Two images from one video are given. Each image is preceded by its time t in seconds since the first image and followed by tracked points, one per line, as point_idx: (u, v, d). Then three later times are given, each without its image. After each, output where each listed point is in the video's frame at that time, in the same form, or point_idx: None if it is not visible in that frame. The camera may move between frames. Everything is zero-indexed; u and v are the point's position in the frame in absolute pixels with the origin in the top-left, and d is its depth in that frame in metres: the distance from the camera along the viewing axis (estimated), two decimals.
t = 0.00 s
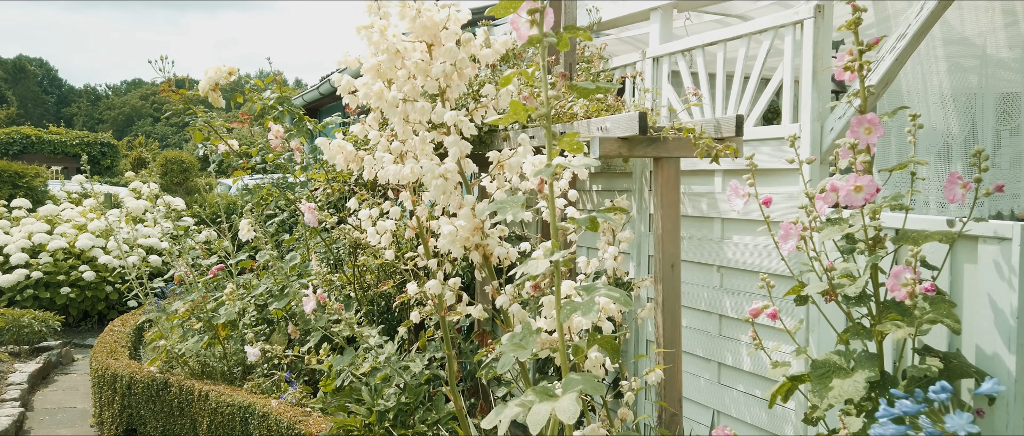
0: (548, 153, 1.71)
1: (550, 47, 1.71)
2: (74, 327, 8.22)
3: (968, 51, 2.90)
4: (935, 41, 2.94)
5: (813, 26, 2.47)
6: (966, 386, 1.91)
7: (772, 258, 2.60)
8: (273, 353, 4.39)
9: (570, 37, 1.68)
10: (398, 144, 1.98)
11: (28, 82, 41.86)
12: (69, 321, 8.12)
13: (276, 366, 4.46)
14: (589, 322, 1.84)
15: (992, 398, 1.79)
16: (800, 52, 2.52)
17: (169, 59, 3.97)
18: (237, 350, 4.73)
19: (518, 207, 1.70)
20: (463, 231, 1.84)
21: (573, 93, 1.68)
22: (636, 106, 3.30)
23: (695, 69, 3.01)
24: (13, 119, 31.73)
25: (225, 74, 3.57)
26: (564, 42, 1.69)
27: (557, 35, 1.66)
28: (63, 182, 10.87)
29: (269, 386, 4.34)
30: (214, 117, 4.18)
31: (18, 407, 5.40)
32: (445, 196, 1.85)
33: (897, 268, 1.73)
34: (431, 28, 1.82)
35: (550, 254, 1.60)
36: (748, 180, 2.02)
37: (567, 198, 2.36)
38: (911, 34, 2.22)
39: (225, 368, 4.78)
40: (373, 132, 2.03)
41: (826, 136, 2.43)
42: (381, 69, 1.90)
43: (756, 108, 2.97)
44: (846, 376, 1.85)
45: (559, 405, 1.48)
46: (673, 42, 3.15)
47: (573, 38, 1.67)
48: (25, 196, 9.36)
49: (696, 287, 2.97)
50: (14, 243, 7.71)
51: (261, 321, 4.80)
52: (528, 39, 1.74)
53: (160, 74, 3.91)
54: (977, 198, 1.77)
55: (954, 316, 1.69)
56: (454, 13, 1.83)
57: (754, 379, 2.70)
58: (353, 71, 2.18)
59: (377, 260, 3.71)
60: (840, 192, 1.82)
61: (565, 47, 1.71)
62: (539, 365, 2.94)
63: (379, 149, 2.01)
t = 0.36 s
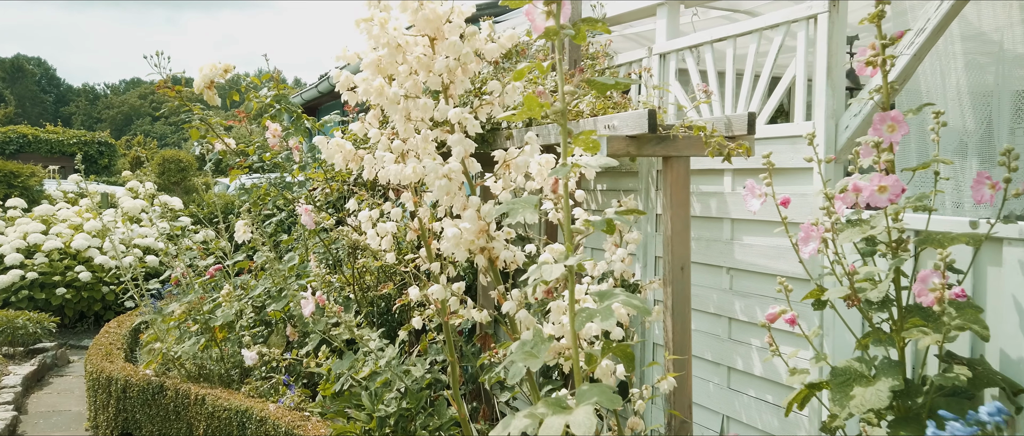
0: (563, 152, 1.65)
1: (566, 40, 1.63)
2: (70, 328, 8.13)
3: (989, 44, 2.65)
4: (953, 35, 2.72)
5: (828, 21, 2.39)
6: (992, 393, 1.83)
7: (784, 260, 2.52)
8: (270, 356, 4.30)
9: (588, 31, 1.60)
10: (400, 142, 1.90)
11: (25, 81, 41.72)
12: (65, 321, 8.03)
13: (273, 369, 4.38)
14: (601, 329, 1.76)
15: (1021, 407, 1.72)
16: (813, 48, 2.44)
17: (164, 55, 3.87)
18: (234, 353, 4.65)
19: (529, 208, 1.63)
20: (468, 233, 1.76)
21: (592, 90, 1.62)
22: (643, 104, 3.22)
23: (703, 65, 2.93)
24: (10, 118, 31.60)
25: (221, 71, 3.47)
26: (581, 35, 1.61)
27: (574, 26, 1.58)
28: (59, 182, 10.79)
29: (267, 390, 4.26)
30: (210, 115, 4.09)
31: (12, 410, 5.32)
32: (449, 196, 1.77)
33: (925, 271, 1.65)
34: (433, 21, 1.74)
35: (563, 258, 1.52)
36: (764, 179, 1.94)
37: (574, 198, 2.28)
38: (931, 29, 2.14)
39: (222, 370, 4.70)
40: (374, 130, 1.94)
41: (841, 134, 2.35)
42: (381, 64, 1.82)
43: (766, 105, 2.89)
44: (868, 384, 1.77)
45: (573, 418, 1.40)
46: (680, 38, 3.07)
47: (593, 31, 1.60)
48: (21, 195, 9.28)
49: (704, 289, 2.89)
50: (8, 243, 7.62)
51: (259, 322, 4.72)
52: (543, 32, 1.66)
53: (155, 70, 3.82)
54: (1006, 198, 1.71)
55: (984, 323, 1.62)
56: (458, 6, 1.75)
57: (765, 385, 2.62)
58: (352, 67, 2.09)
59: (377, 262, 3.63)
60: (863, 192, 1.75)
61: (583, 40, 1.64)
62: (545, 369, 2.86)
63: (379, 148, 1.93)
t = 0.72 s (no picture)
0: (582, 153, 1.62)
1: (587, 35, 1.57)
2: (67, 329, 8.05)
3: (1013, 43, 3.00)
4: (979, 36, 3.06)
5: (847, 17, 2.32)
6: None
7: (802, 263, 2.46)
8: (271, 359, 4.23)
9: (610, 25, 1.55)
10: (406, 142, 1.82)
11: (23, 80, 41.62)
12: (62, 323, 7.95)
13: (274, 373, 4.31)
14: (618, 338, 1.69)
15: None
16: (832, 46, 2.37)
17: (162, 54, 3.80)
18: (234, 356, 4.57)
19: (546, 212, 1.55)
20: (479, 237, 1.68)
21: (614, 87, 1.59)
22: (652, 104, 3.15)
23: (715, 63, 2.86)
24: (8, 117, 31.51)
25: (221, 69, 3.40)
26: (603, 29, 1.56)
27: (596, 20, 1.52)
28: (57, 182, 10.71)
29: (268, 394, 4.18)
30: (210, 114, 4.02)
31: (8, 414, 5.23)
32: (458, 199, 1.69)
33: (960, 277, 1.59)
34: (443, 16, 1.66)
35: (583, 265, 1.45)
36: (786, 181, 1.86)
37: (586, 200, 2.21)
38: (956, 25, 2.07)
39: (222, 373, 4.62)
40: (380, 130, 1.86)
41: (861, 134, 2.29)
42: (388, 61, 1.73)
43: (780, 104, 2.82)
44: (896, 394, 1.70)
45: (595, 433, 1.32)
46: (691, 36, 3.00)
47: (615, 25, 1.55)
48: (18, 195, 9.20)
49: (717, 293, 2.83)
50: (5, 244, 7.54)
51: (259, 325, 4.65)
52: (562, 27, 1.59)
53: (153, 69, 3.74)
54: None
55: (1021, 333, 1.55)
56: None
57: (781, 390, 2.56)
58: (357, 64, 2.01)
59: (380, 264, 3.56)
60: (892, 195, 1.68)
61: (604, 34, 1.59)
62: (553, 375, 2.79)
63: (386, 149, 1.85)
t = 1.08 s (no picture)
0: (608, 151, 1.57)
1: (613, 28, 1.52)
2: (68, 330, 7.99)
3: None
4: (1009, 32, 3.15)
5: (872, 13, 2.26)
6: None
7: (825, 267, 2.44)
8: (276, 362, 4.17)
9: (638, 17, 1.50)
10: (423, 140, 1.75)
11: (23, 80, 41.52)
12: (63, 324, 7.90)
13: (280, 375, 4.24)
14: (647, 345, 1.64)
15: None
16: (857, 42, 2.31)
17: (166, 52, 3.73)
18: (239, 358, 4.51)
19: (573, 214, 1.49)
20: (500, 240, 1.62)
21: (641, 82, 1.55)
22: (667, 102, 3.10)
23: (732, 60, 2.80)
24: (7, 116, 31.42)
25: (225, 67, 3.34)
26: (629, 21, 1.51)
27: (623, 12, 1.47)
28: (57, 181, 10.62)
29: (273, 397, 4.12)
30: (214, 113, 3.96)
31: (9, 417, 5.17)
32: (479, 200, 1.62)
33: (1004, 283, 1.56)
34: (463, 11, 1.59)
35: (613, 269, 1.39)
36: (816, 180, 1.79)
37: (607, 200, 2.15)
38: (987, 20, 2.00)
39: (226, 376, 4.56)
40: (395, 128, 1.80)
41: (888, 132, 2.24)
42: (403, 56, 1.66)
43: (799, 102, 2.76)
44: (931, 402, 1.65)
45: None
46: (706, 33, 2.95)
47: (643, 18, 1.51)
48: (19, 195, 9.13)
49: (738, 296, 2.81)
50: (5, 244, 7.47)
51: (264, 326, 4.58)
52: (586, 21, 1.54)
53: (157, 67, 3.68)
54: None
55: None
56: None
57: (804, 396, 2.57)
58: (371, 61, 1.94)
59: (389, 265, 3.50)
60: (931, 197, 1.61)
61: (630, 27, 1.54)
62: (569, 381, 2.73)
63: (402, 148, 1.79)
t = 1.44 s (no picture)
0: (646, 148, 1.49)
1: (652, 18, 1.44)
2: (64, 332, 7.88)
3: None
4: None
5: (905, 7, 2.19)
6: None
7: (855, 267, 2.38)
8: (280, 365, 4.08)
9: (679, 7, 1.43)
10: (450, 137, 1.67)
11: (15, 78, 41.24)
12: (60, 325, 7.79)
13: (284, 378, 4.16)
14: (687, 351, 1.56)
15: None
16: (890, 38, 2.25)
17: (171, 47, 3.64)
18: (242, 360, 4.42)
19: (614, 214, 1.41)
20: (535, 241, 1.54)
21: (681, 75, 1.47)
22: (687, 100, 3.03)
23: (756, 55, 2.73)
24: None
25: (233, 63, 3.26)
26: (668, 11, 1.44)
27: (663, 1, 1.40)
28: (52, 180, 10.49)
29: (278, 401, 4.04)
30: (220, 111, 3.88)
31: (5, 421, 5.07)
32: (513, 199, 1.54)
33: None
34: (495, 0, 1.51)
35: (659, 272, 1.31)
36: (859, 179, 1.72)
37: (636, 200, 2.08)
38: None
39: (228, 378, 4.47)
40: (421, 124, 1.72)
41: (921, 129, 2.17)
42: (431, 49, 1.58)
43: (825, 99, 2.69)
44: (984, 410, 1.58)
45: None
46: (726, 29, 2.88)
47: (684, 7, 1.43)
48: (14, 194, 9.02)
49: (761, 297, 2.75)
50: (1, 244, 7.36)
51: (267, 328, 4.49)
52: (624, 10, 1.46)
53: (162, 63, 3.59)
54: None
55: None
56: None
57: (831, 401, 2.51)
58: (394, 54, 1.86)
59: (400, 266, 3.42)
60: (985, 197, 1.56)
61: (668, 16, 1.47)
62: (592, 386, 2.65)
63: (429, 145, 1.71)
